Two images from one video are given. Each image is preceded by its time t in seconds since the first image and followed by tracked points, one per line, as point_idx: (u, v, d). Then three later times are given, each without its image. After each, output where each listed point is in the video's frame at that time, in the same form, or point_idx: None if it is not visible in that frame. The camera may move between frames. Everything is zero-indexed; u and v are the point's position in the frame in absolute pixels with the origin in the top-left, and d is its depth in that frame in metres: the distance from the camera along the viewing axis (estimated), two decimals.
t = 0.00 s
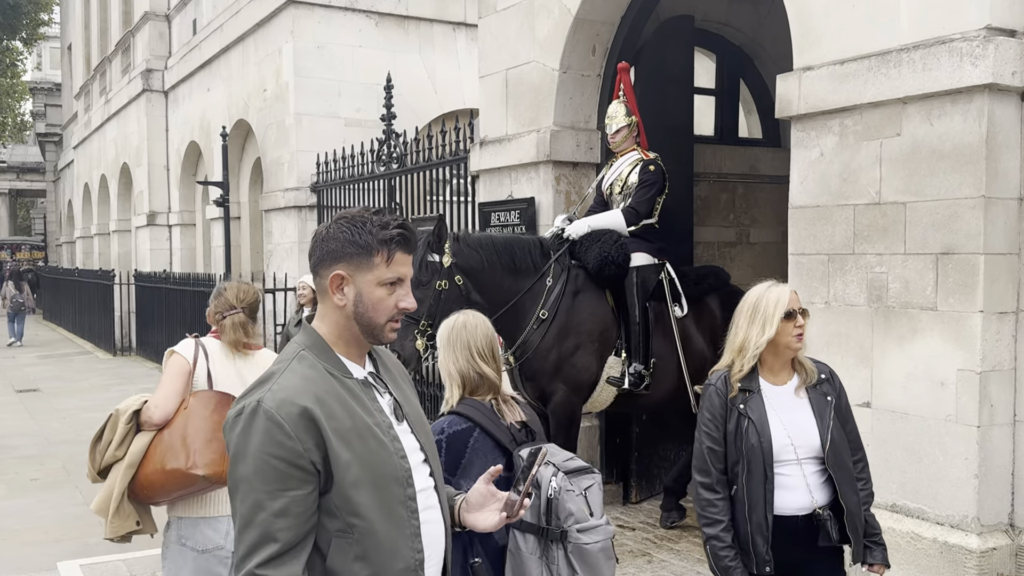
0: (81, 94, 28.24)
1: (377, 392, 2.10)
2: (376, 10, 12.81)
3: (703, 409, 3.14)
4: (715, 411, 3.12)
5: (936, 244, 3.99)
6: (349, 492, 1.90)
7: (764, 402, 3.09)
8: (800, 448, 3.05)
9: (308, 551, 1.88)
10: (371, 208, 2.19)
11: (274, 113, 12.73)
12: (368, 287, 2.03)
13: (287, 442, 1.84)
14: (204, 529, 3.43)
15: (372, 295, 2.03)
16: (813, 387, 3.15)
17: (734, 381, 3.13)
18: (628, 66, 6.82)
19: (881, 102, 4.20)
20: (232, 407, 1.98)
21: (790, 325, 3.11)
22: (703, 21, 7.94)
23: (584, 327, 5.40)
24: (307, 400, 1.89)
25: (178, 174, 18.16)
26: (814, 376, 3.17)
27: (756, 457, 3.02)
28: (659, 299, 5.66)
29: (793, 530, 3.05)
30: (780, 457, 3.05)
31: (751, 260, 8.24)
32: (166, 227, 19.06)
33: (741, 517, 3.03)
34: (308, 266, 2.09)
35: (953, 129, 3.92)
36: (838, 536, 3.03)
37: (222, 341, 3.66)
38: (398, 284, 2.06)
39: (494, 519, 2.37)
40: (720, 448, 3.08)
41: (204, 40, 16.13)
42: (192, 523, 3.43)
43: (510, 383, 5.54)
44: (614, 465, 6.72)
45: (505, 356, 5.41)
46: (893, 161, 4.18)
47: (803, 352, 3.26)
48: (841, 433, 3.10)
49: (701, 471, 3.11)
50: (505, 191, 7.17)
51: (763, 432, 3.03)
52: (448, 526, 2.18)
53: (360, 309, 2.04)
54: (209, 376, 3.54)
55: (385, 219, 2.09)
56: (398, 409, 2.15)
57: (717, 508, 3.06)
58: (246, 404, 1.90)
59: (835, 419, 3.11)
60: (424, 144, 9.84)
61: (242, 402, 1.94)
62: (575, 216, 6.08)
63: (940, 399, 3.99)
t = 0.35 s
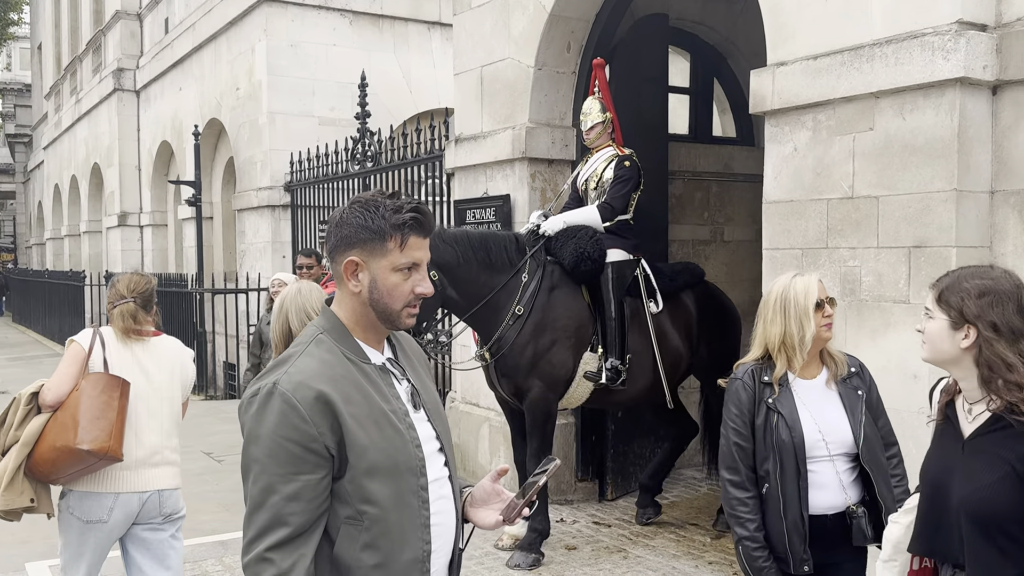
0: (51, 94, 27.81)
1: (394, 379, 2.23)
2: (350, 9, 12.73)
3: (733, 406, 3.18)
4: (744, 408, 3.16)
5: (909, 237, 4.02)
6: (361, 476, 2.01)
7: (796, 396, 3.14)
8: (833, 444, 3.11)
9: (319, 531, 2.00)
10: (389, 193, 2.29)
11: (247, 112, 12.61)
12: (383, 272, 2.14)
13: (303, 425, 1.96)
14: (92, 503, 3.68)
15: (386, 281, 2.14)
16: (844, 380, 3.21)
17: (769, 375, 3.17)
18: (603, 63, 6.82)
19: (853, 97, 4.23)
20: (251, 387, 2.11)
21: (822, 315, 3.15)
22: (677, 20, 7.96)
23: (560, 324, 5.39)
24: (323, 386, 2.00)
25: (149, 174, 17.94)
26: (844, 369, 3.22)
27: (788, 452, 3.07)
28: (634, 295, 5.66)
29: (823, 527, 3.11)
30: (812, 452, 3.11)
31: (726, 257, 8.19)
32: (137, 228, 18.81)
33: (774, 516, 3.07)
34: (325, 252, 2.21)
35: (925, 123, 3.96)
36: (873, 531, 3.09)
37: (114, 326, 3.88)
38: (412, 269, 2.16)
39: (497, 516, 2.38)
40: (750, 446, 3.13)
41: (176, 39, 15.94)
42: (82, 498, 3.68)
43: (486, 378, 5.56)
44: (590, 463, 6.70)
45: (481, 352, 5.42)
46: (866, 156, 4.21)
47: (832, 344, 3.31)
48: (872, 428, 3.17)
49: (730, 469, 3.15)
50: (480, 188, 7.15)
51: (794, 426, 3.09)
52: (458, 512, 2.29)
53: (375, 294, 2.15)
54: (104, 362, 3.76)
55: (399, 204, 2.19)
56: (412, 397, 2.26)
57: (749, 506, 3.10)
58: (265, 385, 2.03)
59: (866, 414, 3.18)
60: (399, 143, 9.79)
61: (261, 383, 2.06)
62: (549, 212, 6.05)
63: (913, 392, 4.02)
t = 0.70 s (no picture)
0: (29, 96, 27.55)
1: (427, 398, 2.16)
2: (331, 12, 12.71)
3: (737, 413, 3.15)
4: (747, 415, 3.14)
5: (887, 244, 4.08)
6: (389, 502, 1.92)
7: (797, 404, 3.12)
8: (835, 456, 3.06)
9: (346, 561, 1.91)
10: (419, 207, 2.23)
11: (228, 115, 12.56)
12: (408, 288, 2.08)
13: (329, 449, 1.88)
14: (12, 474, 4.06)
15: (413, 297, 2.08)
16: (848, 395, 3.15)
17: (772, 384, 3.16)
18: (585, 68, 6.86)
19: (832, 104, 4.29)
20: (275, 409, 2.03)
21: (809, 321, 3.14)
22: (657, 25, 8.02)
23: (544, 328, 5.42)
24: (348, 406, 1.92)
25: (128, 177, 17.82)
26: (854, 386, 3.17)
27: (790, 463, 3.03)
28: (617, 299, 5.72)
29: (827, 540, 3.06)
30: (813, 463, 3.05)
31: (706, 261, 8.25)
32: (116, 231, 18.67)
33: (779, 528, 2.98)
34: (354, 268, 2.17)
35: (902, 130, 4.02)
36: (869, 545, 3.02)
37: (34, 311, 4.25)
38: (439, 286, 2.10)
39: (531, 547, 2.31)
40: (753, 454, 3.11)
41: (155, 41, 15.86)
42: (6, 471, 4.08)
43: (469, 383, 5.56)
44: (572, 466, 6.74)
45: (465, 357, 5.40)
46: (844, 163, 4.27)
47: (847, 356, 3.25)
48: (875, 441, 3.12)
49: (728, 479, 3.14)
50: (463, 193, 7.17)
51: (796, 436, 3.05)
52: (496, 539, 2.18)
53: (402, 312, 2.08)
54: (24, 346, 4.17)
55: (427, 217, 2.13)
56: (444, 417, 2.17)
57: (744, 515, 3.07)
58: (290, 407, 1.95)
59: (869, 427, 3.13)
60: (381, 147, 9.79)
61: (286, 405, 1.98)
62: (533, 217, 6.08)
63: (891, 395, 4.08)
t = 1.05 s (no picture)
0: (13, 98, 27.42)
1: (469, 411, 1.96)
2: (318, 15, 12.72)
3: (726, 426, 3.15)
4: (737, 427, 3.13)
5: (867, 249, 4.14)
6: (425, 521, 1.74)
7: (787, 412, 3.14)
8: (827, 466, 3.08)
9: None
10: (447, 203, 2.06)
11: (214, 118, 12.54)
12: (428, 290, 1.89)
13: (357, 460, 1.71)
14: None
15: (432, 299, 1.89)
16: (834, 403, 3.20)
17: (760, 394, 3.16)
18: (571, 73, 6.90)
19: (814, 111, 4.34)
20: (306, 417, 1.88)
21: (799, 329, 3.18)
22: (643, 30, 8.06)
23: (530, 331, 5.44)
24: (379, 414, 1.75)
25: (114, 180, 17.78)
26: (836, 396, 3.22)
27: (785, 474, 3.04)
28: (603, 302, 5.74)
29: (823, 550, 3.07)
30: (808, 474, 3.07)
31: (693, 264, 8.28)
32: (102, 234, 18.61)
33: (770, 539, 3.04)
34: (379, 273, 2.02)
35: (882, 137, 4.08)
36: (862, 553, 3.07)
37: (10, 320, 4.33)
38: (460, 286, 1.89)
39: (619, 559, 2.08)
40: (744, 469, 3.09)
41: (141, 44, 15.83)
42: None
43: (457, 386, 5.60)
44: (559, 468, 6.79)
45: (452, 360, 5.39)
46: (825, 169, 4.32)
47: (822, 365, 3.30)
48: (863, 448, 3.17)
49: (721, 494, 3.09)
50: (449, 197, 7.21)
51: (790, 446, 3.06)
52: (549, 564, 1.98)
53: (421, 316, 1.90)
54: None
55: (446, 211, 1.95)
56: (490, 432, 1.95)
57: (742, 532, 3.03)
58: (318, 414, 1.79)
59: (857, 435, 3.18)
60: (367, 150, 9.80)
61: (314, 413, 1.82)
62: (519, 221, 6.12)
63: (872, 398, 4.13)
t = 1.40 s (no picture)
0: (6, 97, 27.30)
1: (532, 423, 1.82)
2: (312, 14, 12.68)
3: (761, 427, 3.08)
4: (775, 429, 3.06)
5: (862, 248, 4.14)
6: (468, 543, 1.63)
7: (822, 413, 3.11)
8: (859, 468, 3.08)
9: None
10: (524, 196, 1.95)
11: (207, 117, 12.50)
12: (501, 288, 1.77)
13: (397, 474, 1.63)
14: None
15: (506, 298, 1.77)
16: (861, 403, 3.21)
17: (794, 395, 3.10)
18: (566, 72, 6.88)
19: (809, 110, 4.34)
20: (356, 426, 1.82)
21: (841, 330, 3.14)
22: (637, 29, 8.04)
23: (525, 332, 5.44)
24: (422, 425, 1.67)
25: (107, 179, 17.72)
26: (861, 394, 3.23)
27: (823, 476, 3.00)
28: (597, 303, 5.71)
29: (852, 553, 3.07)
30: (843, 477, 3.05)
31: (687, 263, 8.29)
32: (94, 233, 18.54)
33: (813, 546, 2.93)
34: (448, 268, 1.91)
35: (877, 136, 4.08)
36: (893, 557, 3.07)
37: None
38: (537, 285, 1.77)
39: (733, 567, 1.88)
40: (781, 477, 3.03)
41: (134, 43, 15.76)
42: None
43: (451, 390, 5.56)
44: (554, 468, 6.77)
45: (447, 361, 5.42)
46: (820, 168, 4.32)
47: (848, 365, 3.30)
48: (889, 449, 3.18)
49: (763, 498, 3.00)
50: (444, 196, 7.20)
51: (827, 449, 3.03)
52: None
53: (493, 316, 1.77)
54: None
55: (523, 205, 1.83)
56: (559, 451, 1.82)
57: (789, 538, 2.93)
58: (362, 423, 1.73)
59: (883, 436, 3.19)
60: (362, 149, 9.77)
61: (360, 425, 1.76)
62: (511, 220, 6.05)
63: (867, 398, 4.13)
